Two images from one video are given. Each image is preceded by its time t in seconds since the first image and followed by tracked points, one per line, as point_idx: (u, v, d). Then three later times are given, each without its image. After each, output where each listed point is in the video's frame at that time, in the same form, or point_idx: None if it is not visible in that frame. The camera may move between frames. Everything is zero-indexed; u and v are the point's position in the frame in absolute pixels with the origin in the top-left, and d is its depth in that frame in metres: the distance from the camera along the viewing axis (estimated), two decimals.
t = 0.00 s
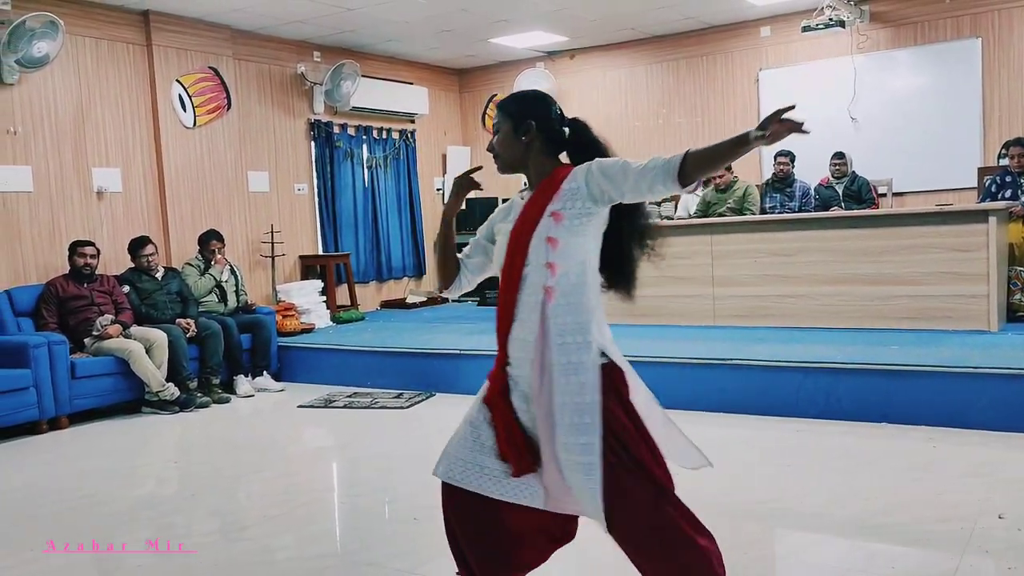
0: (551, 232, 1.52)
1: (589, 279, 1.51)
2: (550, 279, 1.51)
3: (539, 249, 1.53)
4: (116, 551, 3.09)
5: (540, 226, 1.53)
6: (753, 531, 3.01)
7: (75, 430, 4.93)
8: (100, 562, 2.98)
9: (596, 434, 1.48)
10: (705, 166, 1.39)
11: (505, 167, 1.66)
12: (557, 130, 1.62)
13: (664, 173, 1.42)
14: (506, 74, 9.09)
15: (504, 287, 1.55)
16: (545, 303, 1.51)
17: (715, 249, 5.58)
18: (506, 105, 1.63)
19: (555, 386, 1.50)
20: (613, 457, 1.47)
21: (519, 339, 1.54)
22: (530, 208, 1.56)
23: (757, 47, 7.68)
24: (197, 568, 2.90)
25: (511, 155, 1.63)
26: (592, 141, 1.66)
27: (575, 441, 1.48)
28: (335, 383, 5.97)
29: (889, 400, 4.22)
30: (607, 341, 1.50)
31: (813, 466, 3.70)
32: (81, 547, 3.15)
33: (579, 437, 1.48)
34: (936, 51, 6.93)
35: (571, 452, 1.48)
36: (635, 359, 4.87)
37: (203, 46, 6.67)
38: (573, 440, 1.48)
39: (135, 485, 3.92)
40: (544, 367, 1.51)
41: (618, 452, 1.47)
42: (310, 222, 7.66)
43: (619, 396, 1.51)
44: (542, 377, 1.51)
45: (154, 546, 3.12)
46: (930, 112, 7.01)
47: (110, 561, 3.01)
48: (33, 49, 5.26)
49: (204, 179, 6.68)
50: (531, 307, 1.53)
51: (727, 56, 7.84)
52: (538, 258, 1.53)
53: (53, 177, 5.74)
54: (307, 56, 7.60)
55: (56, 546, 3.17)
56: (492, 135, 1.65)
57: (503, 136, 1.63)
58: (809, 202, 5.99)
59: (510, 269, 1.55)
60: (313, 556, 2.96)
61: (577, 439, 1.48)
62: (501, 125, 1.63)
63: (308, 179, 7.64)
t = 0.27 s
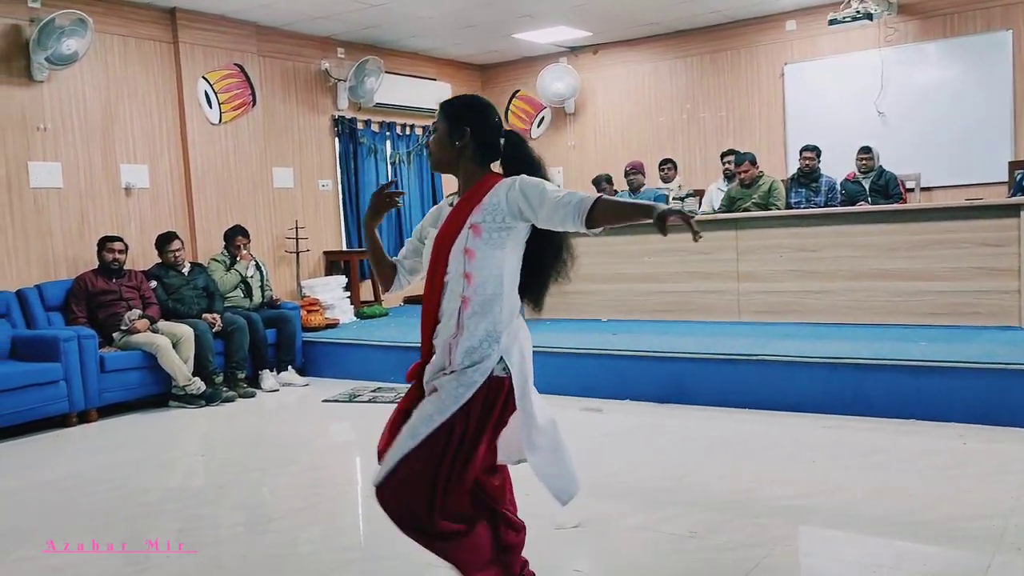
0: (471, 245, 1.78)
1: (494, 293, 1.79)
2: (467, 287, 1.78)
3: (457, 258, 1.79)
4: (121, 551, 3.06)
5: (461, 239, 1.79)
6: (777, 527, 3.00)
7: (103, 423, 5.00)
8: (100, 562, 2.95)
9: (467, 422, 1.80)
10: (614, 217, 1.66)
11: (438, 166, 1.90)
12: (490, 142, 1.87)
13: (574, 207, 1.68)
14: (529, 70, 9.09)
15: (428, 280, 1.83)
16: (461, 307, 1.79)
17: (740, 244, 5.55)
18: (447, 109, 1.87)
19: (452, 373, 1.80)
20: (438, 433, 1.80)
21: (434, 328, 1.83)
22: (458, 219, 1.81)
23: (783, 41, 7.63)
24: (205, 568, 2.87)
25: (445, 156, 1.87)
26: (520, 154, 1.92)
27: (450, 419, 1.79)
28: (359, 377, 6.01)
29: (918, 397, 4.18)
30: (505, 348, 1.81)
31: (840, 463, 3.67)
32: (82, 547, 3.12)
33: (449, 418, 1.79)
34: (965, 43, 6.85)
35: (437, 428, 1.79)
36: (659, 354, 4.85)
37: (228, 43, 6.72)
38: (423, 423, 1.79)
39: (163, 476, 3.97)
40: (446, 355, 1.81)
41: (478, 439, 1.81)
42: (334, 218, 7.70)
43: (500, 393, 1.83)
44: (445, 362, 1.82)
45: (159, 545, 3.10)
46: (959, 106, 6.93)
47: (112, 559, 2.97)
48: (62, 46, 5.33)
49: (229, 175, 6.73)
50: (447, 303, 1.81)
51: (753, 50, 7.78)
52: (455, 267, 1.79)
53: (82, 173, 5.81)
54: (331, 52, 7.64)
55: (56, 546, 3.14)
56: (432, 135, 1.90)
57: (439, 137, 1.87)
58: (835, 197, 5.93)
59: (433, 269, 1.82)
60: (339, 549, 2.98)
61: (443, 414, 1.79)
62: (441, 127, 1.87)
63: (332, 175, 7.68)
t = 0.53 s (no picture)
0: (397, 245, 1.75)
1: (418, 293, 1.75)
2: (391, 286, 1.75)
3: (384, 258, 1.76)
4: (114, 552, 3.01)
5: (389, 238, 1.76)
6: (811, 524, 2.97)
7: (138, 415, 5.07)
8: (97, 563, 2.91)
9: (377, 423, 1.74)
10: (530, 246, 1.64)
11: (376, 164, 1.85)
12: (432, 144, 1.84)
13: (500, 228, 1.65)
14: (557, 64, 9.07)
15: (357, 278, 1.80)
16: (383, 304, 1.75)
17: (772, 239, 5.50)
18: (390, 109, 1.82)
19: (368, 370, 1.75)
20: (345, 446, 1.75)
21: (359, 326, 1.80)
22: (388, 219, 1.78)
23: (815, 33, 7.56)
24: (203, 568, 2.82)
25: (384, 155, 1.83)
26: (459, 157, 1.88)
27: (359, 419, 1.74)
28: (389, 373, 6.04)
29: (954, 393, 4.13)
30: (424, 347, 1.74)
31: (874, 460, 3.64)
32: (81, 547, 3.08)
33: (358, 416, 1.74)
34: (1003, 34, 6.73)
35: (346, 425, 1.74)
36: (691, 349, 4.83)
37: (260, 39, 6.78)
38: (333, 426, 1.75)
39: (197, 468, 4.02)
40: (366, 352, 1.77)
41: (388, 441, 1.74)
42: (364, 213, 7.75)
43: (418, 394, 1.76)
44: (364, 360, 1.77)
45: (152, 546, 3.04)
46: (996, 98, 6.82)
47: (109, 561, 2.93)
48: (97, 44, 5.41)
49: (261, 171, 6.79)
50: (373, 300, 1.78)
51: (785, 43, 7.71)
52: (382, 266, 1.76)
53: (118, 169, 5.89)
54: (360, 48, 7.67)
55: (57, 546, 3.10)
56: (372, 134, 1.84)
57: (380, 137, 1.82)
58: (869, 190, 5.88)
59: (362, 266, 1.79)
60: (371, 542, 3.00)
61: (354, 413, 1.75)
62: (383, 128, 1.82)
63: (361, 170, 7.72)
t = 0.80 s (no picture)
0: (345, 241, 1.80)
1: (368, 286, 1.78)
2: (341, 281, 1.79)
3: (332, 255, 1.80)
4: (113, 552, 2.99)
5: (337, 235, 1.81)
6: (846, 522, 2.94)
7: (175, 408, 5.15)
8: (95, 564, 2.88)
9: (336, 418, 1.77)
10: (464, 249, 1.69)
11: (321, 162, 1.89)
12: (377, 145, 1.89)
13: (437, 231, 1.71)
14: (589, 59, 9.05)
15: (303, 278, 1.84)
16: (335, 299, 1.79)
17: (807, 234, 5.44)
18: (339, 108, 1.86)
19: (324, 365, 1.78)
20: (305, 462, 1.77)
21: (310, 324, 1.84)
22: (333, 216, 1.82)
23: (851, 25, 7.47)
24: (224, 563, 2.82)
25: (330, 154, 1.86)
26: (404, 156, 1.94)
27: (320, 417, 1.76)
28: (421, 368, 6.07)
29: (994, 390, 4.06)
30: (377, 337, 1.78)
31: (911, 457, 3.59)
32: (81, 547, 3.05)
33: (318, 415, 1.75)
34: None
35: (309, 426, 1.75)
36: (724, 344, 4.80)
37: (293, 36, 6.84)
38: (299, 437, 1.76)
39: (232, 461, 4.07)
40: (320, 347, 1.80)
41: (346, 435, 1.78)
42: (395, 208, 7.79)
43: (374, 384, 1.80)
44: (318, 356, 1.80)
45: (152, 546, 3.01)
46: None
47: (106, 562, 2.90)
48: (135, 42, 5.48)
49: (295, 167, 6.85)
50: (323, 298, 1.82)
51: (820, 34, 7.63)
52: (329, 262, 1.81)
53: (154, 165, 5.98)
54: (392, 44, 7.71)
55: (56, 546, 3.08)
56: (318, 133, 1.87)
57: (326, 137, 1.86)
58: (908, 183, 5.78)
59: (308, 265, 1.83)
60: (405, 535, 3.02)
61: (315, 415, 1.76)
62: (330, 128, 1.86)
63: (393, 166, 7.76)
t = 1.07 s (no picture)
0: (299, 224, 2.07)
1: (322, 263, 2.07)
2: (296, 260, 2.07)
3: (288, 234, 2.08)
4: (114, 552, 2.86)
5: (292, 216, 2.08)
6: (881, 518, 2.91)
7: (209, 401, 5.22)
8: (91, 565, 2.75)
9: (320, 394, 2.06)
10: (413, 224, 1.93)
11: (283, 140, 2.16)
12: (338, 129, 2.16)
13: (388, 207, 1.96)
14: (619, 53, 9.03)
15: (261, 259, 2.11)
16: (291, 277, 2.07)
17: (841, 228, 5.39)
18: (301, 93, 2.14)
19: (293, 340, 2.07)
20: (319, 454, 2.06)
21: (273, 301, 2.11)
22: (288, 201, 2.09)
23: (886, 17, 7.38)
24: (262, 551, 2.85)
25: (291, 133, 2.13)
26: (362, 141, 2.20)
27: (304, 390, 2.05)
28: (451, 363, 6.10)
29: None
30: (338, 310, 2.08)
31: (948, 453, 3.55)
32: (82, 547, 2.93)
33: (306, 390, 2.05)
34: None
35: (297, 400, 2.05)
36: (758, 339, 4.77)
37: (325, 33, 6.90)
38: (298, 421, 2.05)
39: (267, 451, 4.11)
40: (285, 321, 2.08)
41: (334, 409, 2.07)
42: (426, 203, 7.82)
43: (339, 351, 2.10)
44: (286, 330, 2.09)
45: (152, 546, 2.88)
46: None
47: (100, 562, 2.78)
48: (171, 40, 5.57)
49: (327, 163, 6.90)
50: (281, 276, 2.10)
51: (855, 26, 7.54)
52: (286, 242, 2.08)
53: (189, 161, 6.05)
54: (423, 40, 7.74)
55: (56, 546, 2.95)
56: (283, 112, 2.16)
57: (290, 117, 2.13)
58: (943, 176, 5.75)
59: (266, 247, 2.10)
60: (439, 526, 3.04)
61: (305, 396, 2.05)
62: (293, 108, 2.13)
63: (424, 161, 7.79)
